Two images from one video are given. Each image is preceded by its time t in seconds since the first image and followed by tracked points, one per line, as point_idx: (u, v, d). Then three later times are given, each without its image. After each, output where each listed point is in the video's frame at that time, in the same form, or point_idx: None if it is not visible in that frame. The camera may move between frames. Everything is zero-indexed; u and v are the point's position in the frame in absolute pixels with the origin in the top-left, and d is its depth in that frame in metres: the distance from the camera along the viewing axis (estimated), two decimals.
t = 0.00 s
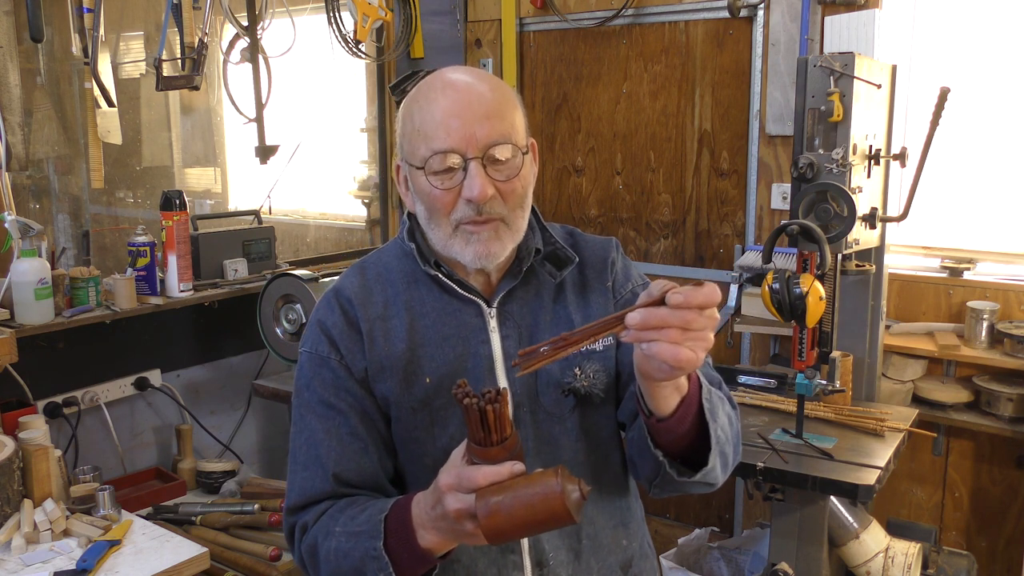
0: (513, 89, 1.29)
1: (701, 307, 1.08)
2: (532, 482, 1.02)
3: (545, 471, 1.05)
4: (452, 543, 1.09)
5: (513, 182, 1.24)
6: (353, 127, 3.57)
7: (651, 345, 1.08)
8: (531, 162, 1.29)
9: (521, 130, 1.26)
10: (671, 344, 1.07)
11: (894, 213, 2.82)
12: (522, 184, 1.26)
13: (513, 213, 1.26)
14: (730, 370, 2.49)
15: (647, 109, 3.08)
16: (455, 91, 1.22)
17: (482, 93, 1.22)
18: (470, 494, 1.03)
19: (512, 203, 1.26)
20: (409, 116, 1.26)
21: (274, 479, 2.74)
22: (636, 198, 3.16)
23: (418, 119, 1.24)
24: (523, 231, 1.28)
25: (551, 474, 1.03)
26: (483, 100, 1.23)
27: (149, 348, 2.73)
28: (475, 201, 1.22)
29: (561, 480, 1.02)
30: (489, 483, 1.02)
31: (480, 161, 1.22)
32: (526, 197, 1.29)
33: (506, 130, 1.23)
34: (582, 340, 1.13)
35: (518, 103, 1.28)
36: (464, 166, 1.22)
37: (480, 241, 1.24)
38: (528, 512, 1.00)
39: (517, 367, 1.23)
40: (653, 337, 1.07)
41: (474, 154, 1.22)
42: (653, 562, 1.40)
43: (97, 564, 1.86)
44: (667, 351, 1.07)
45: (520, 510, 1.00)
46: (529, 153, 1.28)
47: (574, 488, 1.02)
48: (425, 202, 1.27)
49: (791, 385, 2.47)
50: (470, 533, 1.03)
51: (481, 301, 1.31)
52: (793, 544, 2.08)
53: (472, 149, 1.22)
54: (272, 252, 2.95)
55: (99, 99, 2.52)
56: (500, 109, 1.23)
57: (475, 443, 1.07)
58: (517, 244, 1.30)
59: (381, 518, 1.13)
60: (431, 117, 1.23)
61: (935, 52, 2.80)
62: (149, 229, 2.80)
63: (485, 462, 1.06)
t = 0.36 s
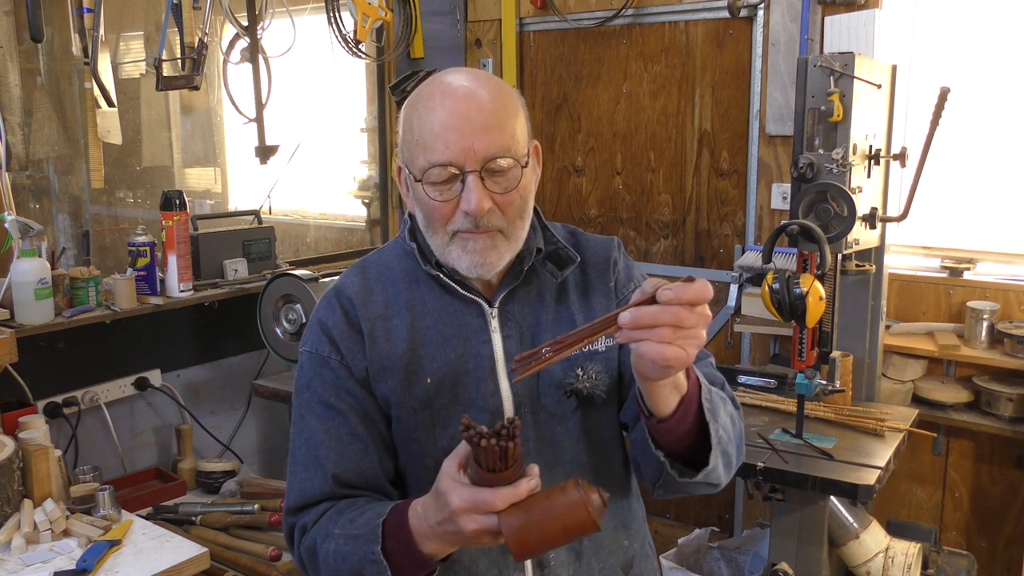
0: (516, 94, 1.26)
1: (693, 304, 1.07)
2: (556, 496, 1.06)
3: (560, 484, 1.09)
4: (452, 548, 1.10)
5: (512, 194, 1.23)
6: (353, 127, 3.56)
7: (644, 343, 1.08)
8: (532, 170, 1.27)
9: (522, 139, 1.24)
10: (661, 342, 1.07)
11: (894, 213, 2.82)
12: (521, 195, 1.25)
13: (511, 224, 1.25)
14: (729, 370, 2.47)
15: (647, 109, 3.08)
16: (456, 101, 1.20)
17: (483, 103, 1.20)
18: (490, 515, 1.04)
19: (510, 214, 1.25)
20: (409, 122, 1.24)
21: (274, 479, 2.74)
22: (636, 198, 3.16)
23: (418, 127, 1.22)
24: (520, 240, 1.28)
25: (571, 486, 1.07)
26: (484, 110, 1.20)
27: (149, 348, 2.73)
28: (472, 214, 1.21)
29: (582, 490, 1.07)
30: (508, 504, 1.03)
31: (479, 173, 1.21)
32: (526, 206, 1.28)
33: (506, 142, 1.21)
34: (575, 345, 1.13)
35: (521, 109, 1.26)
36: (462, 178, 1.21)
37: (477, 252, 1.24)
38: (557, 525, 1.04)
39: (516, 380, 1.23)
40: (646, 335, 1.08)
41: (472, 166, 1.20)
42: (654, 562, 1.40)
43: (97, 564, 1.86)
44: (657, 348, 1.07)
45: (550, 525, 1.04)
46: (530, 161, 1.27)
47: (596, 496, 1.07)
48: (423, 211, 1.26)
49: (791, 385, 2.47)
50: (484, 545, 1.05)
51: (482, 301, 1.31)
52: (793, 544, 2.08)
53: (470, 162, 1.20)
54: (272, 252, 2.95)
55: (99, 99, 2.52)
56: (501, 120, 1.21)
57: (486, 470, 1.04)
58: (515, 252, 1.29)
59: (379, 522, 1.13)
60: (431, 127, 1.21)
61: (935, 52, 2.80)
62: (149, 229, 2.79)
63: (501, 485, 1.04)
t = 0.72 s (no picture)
0: (513, 96, 1.26)
1: (649, 308, 1.07)
2: (557, 512, 1.05)
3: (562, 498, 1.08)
4: (449, 553, 1.10)
5: (506, 198, 1.23)
6: (353, 127, 3.56)
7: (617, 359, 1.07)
8: (527, 173, 1.27)
9: (516, 143, 1.24)
10: (631, 353, 1.07)
11: (894, 213, 2.82)
12: (516, 198, 1.25)
13: (506, 228, 1.25)
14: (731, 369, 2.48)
15: (647, 109, 3.08)
16: (449, 105, 1.19)
17: (476, 107, 1.20)
18: (490, 525, 1.04)
19: (504, 218, 1.25)
20: (404, 125, 1.24)
21: (274, 480, 2.74)
22: (636, 198, 3.16)
23: (412, 130, 1.22)
24: (516, 244, 1.28)
25: (574, 504, 1.06)
26: (478, 114, 1.20)
27: (149, 348, 2.73)
28: (465, 219, 1.21)
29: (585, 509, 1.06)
30: (510, 516, 1.03)
31: (472, 178, 1.21)
32: (521, 209, 1.27)
33: (499, 146, 1.21)
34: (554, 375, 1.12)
35: (516, 111, 1.25)
36: (455, 183, 1.21)
37: (472, 255, 1.24)
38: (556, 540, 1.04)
39: (512, 415, 1.23)
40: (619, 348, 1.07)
41: (465, 171, 1.20)
42: (654, 561, 1.40)
43: (97, 564, 1.86)
44: (630, 360, 1.06)
45: (550, 541, 1.04)
46: (525, 164, 1.26)
47: (598, 514, 1.06)
48: (418, 214, 1.26)
49: (791, 385, 2.47)
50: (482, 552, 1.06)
51: (480, 299, 1.31)
52: (792, 544, 2.08)
53: (463, 167, 1.20)
54: (272, 252, 2.95)
55: (99, 99, 2.53)
56: (495, 124, 1.21)
57: (490, 480, 1.04)
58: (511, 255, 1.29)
59: (376, 526, 1.14)
60: (424, 131, 1.21)
61: (935, 52, 2.80)
62: (149, 229, 2.79)
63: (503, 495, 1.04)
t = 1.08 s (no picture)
0: (507, 96, 1.24)
1: (592, 338, 1.04)
2: (557, 517, 1.06)
3: (561, 503, 1.08)
4: (444, 554, 1.10)
5: (499, 200, 1.22)
6: (353, 127, 3.55)
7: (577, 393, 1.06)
8: (521, 173, 1.26)
9: (510, 144, 1.22)
10: (587, 386, 1.06)
11: (894, 213, 2.82)
12: (510, 199, 1.24)
13: (500, 228, 1.25)
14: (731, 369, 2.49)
15: (647, 109, 3.08)
16: (441, 108, 1.18)
17: (468, 110, 1.18)
18: (489, 528, 1.04)
19: (498, 219, 1.24)
20: (397, 127, 1.24)
21: (274, 480, 2.74)
22: (636, 198, 3.16)
23: (405, 133, 1.22)
24: (510, 243, 1.27)
25: (574, 510, 1.07)
26: (471, 117, 1.19)
27: (149, 348, 2.73)
28: (458, 222, 1.21)
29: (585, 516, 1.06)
30: (508, 518, 1.03)
31: (464, 181, 1.20)
32: (515, 209, 1.27)
33: (492, 149, 1.20)
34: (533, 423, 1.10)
35: (510, 111, 1.24)
36: (448, 186, 1.20)
37: (466, 257, 1.24)
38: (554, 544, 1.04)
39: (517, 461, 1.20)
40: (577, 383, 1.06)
41: (457, 174, 1.19)
42: (651, 561, 1.40)
43: (97, 564, 1.86)
44: (586, 392, 1.06)
45: (548, 545, 1.04)
46: (519, 165, 1.25)
47: (595, 522, 1.07)
48: (412, 216, 1.26)
49: (791, 385, 2.47)
50: (478, 556, 1.06)
51: (476, 300, 1.31)
52: (792, 544, 2.08)
53: (456, 170, 1.19)
54: (272, 252, 2.95)
55: (99, 99, 2.53)
56: (488, 126, 1.20)
57: (491, 482, 1.05)
58: (507, 254, 1.29)
59: (371, 527, 1.13)
60: (417, 134, 1.20)
61: (935, 52, 2.80)
62: (149, 229, 2.79)
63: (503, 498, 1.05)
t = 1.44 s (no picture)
0: (493, 97, 1.24)
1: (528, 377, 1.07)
2: (547, 508, 1.05)
3: (551, 496, 1.08)
4: (436, 553, 1.09)
5: (487, 200, 1.22)
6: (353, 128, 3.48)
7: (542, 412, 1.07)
8: (508, 174, 1.26)
9: (497, 145, 1.22)
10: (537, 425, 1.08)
11: (894, 213, 2.82)
12: (498, 200, 1.24)
13: (489, 229, 1.25)
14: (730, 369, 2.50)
15: (647, 109, 3.08)
16: (427, 111, 1.18)
17: (454, 112, 1.18)
18: (478, 520, 1.03)
19: (487, 220, 1.24)
20: (384, 130, 1.23)
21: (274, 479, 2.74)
22: (636, 198, 3.16)
23: (392, 136, 1.21)
24: (500, 243, 1.27)
25: (564, 502, 1.06)
26: (457, 118, 1.18)
27: (148, 348, 2.73)
28: (446, 223, 1.21)
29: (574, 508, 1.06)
30: (497, 509, 1.03)
31: (452, 182, 1.20)
32: (504, 208, 1.27)
33: (479, 150, 1.20)
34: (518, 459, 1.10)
35: (497, 112, 1.24)
36: (436, 188, 1.20)
37: (455, 258, 1.23)
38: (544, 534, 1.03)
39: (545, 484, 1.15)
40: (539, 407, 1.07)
41: (445, 176, 1.19)
42: (646, 560, 1.41)
43: (97, 564, 1.86)
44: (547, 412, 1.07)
45: (539, 535, 1.03)
46: (506, 165, 1.25)
47: (585, 514, 1.06)
48: (401, 218, 1.26)
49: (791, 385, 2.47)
50: (468, 551, 1.05)
51: (468, 302, 1.31)
52: (792, 544, 2.08)
53: (443, 172, 1.19)
54: (271, 252, 2.95)
55: (100, 99, 2.53)
56: (474, 128, 1.20)
57: (482, 472, 1.06)
58: (497, 254, 1.29)
59: (362, 527, 1.13)
60: (403, 136, 1.20)
61: (936, 52, 2.80)
62: (149, 229, 2.79)
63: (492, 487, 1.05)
